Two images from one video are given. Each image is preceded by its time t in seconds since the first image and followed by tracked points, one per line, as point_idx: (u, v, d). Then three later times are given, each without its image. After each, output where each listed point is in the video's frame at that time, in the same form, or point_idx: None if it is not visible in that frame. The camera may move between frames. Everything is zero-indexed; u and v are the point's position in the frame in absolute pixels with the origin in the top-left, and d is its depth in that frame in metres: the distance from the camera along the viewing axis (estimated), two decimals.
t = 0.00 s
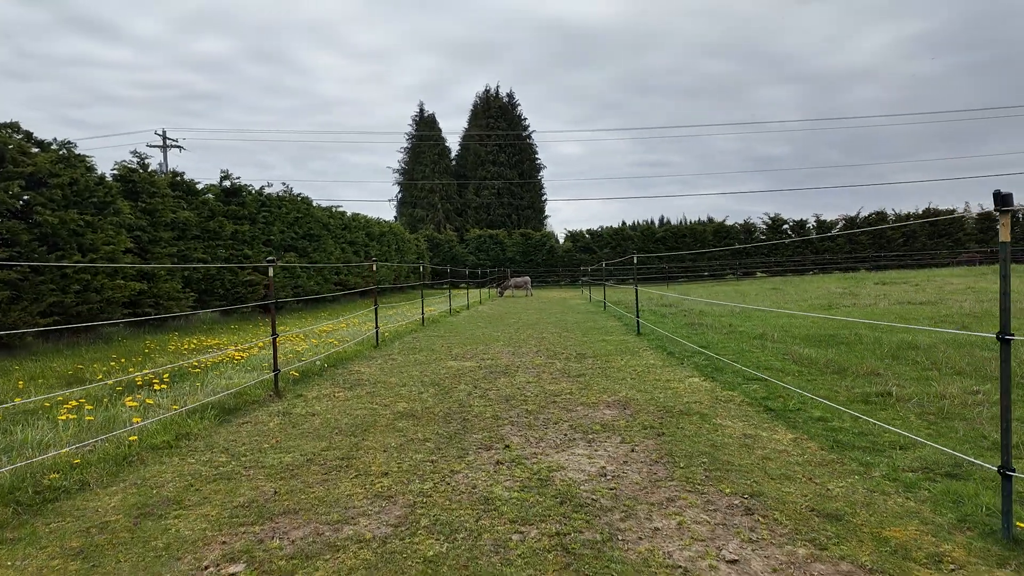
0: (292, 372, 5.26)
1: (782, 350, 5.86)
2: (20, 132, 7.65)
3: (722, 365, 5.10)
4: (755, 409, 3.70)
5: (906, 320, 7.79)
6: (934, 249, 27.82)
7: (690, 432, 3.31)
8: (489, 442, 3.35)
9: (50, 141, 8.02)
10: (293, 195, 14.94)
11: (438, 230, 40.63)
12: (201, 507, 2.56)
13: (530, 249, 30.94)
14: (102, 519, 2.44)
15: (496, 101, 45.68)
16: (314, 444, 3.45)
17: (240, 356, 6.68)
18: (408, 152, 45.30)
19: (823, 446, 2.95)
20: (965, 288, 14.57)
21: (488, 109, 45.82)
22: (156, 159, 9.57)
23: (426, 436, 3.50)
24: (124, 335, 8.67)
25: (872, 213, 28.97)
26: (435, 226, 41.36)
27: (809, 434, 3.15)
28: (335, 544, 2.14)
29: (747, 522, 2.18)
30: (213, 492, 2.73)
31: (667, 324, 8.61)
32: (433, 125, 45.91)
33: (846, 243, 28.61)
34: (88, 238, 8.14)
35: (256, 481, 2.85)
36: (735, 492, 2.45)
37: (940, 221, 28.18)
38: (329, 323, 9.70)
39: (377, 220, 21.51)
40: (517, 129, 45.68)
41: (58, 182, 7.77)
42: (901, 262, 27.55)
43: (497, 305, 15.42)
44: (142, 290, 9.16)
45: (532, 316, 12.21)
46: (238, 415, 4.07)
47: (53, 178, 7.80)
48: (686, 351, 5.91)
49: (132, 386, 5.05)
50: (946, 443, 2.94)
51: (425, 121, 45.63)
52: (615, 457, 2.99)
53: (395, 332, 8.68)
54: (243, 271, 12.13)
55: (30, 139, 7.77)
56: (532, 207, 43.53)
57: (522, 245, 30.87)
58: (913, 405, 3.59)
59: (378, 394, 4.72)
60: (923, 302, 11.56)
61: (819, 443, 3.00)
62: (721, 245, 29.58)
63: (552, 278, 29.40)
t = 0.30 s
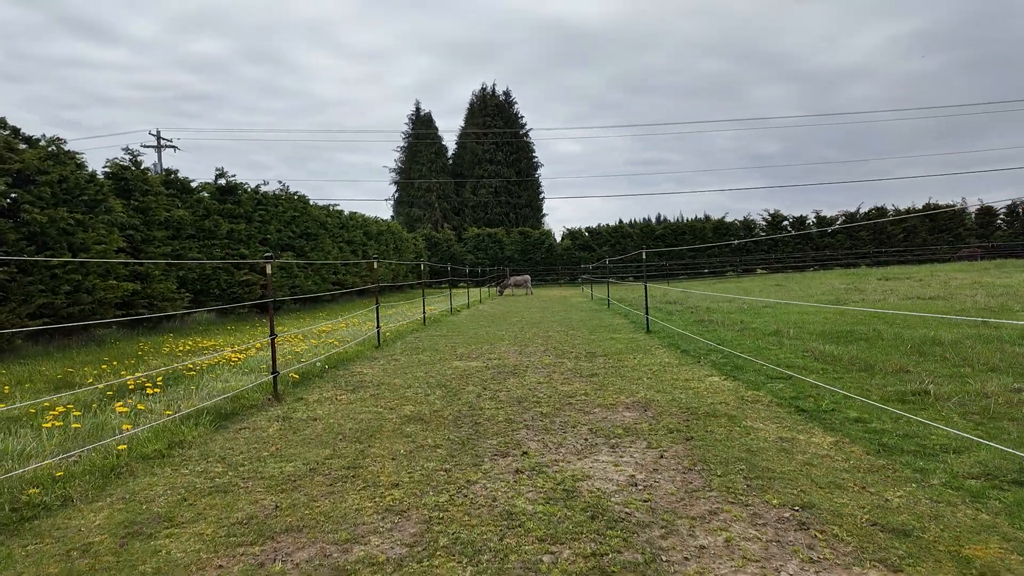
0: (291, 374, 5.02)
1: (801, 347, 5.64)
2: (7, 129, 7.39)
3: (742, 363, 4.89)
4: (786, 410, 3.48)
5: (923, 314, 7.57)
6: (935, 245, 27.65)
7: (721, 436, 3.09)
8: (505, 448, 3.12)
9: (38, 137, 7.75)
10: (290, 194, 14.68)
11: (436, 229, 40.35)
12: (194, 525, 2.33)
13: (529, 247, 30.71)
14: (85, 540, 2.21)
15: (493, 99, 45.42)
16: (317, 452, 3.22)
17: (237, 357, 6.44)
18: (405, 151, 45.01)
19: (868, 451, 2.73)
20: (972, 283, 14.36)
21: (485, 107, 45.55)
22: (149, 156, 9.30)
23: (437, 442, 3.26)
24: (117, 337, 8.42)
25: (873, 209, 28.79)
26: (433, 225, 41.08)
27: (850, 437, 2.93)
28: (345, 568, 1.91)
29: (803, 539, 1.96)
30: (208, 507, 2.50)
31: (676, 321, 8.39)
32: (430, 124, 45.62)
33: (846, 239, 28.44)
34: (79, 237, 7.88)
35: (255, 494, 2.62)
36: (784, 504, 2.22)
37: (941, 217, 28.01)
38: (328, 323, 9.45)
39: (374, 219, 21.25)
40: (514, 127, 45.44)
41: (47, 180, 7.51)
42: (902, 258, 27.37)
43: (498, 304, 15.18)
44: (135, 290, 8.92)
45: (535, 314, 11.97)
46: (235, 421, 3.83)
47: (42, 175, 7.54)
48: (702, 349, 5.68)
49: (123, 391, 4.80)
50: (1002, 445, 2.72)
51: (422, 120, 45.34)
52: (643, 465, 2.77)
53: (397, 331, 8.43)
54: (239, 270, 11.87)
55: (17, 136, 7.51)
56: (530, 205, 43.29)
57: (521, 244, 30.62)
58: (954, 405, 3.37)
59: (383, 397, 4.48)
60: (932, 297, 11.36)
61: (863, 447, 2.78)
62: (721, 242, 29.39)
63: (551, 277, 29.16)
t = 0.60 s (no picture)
0: (291, 379, 4.84)
1: (817, 349, 5.46)
2: None
3: (759, 367, 4.71)
4: (814, 417, 3.29)
5: (938, 314, 7.38)
6: (938, 243, 27.45)
7: (749, 447, 2.90)
8: (520, 460, 2.93)
9: (30, 135, 7.54)
10: (289, 193, 14.48)
11: (436, 228, 40.17)
12: (187, 549, 2.15)
13: (530, 246, 30.53)
14: (68, 568, 2.02)
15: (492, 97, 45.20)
16: (319, 465, 3.03)
17: (236, 361, 6.25)
18: (404, 150, 44.79)
19: (911, 464, 2.55)
20: (979, 281, 14.16)
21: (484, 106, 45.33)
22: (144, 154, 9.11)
23: (446, 454, 3.07)
24: (113, 340, 8.23)
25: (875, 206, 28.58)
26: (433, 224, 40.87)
27: (888, 447, 2.75)
28: None
29: (857, 567, 1.77)
30: (203, 529, 2.31)
31: (684, 321, 8.20)
32: (429, 122, 45.40)
33: (849, 237, 28.25)
34: (73, 238, 7.69)
35: (252, 513, 2.43)
36: (830, 525, 2.04)
37: (944, 214, 27.82)
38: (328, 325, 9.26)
39: (374, 218, 21.06)
40: (514, 126, 45.22)
41: (39, 179, 7.32)
42: (904, 256, 27.19)
43: (500, 304, 15.00)
44: (131, 292, 8.74)
45: (538, 314, 11.79)
46: (233, 431, 3.64)
47: (34, 174, 7.34)
48: (715, 351, 5.50)
49: (116, 397, 4.61)
50: None
51: (421, 119, 45.11)
52: (670, 479, 2.58)
53: (399, 333, 8.24)
54: (237, 271, 11.69)
55: (9, 134, 7.32)
56: (530, 204, 43.09)
57: (521, 243, 30.44)
58: (993, 411, 3.19)
59: (387, 403, 4.30)
60: (943, 295, 11.18)
61: (905, 460, 2.59)
62: (722, 241, 29.19)
63: (552, 276, 28.96)
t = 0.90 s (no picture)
0: (287, 382, 4.64)
1: (834, 348, 5.26)
2: None
3: (776, 368, 4.51)
4: (843, 422, 3.09)
5: (953, 311, 7.17)
6: (941, 240, 27.24)
7: (778, 455, 2.70)
8: (531, 469, 2.73)
9: (20, 131, 7.33)
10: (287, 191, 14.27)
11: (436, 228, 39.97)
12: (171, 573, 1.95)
13: (530, 245, 30.34)
14: None
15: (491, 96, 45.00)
16: (316, 475, 2.83)
17: (231, 363, 6.05)
18: (404, 149, 44.58)
19: (957, 474, 2.35)
20: (986, 279, 13.96)
21: (483, 105, 45.12)
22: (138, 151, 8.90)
23: (452, 463, 2.87)
24: (107, 342, 8.04)
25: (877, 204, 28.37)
26: (432, 223, 40.66)
27: (929, 456, 2.56)
28: None
29: None
30: (189, 549, 2.11)
31: (691, 320, 8.01)
32: (428, 121, 45.19)
33: (851, 235, 28.06)
34: (64, 236, 7.49)
35: (243, 530, 2.24)
36: (881, 546, 1.84)
37: (946, 212, 27.62)
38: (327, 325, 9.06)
39: (373, 217, 20.87)
40: (514, 125, 45.02)
41: (29, 176, 7.12)
42: (907, 254, 26.97)
43: (501, 303, 14.81)
44: (125, 292, 8.55)
45: (541, 313, 11.59)
46: (225, 438, 3.44)
47: (24, 171, 7.14)
48: (728, 352, 5.31)
49: (104, 402, 4.40)
50: None
51: (420, 118, 44.92)
52: (695, 491, 2.39)
53: (399, 334, 8.04)
54: (234, 270, 11.49)
55: None
56: (530, 203, 42.89)
57: (522, 242, 30.25)
58: None
59: (388, 407, 4.10)
60: (951, 293, 11.00)
61: (951, 470, 2.39)
62: (724, 239, 28.99)
63: (552, 275, 28.77)
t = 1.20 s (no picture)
0: (284, 392, 4.45)
1: (853, 358, 5.06)
2: None
3: (795, 379, 4.32)
4: (875, 440, 2.89)
5: (970, 317, 6.97)
6: (945, 244, 26.99)
7: (810, 478, 2.50)
8: (544, 492, 2.54)
9: (11, 132, 7.15)
10: (286, 195, 14.10)
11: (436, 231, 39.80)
12: None
13: (531, 249, 30.16)
14: None
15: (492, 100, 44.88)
16: (312, 498, 2.63)
17: (226, 371, 5.85)
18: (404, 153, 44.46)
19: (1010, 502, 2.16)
20: (995, 283, 13.73)
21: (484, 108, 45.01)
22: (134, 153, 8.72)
23: (457, 484, 2.67)
24: (100, 348, 7.84)
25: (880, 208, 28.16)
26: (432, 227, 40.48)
27: (976, 480, 2.36)
28: None
29: None
30: None
31: (699, 326, 7.82)
32: (428, 125, 45.08)
33: (854, 239, 27.86)
34: (57, 240, 7.30)
35: (231, 564, 2.04)
36: None
37: (950, 216, 27.40)
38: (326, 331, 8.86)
39: (374, 221, 20.69)
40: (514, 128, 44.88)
41: (20, 178, 6.93)
42: (910, 258, 26.75)
43: (503, 308, 14.60)
44: (120, 297, 8.35)
45: (544, 319, 11.39)
46: (216, 454, 3.25)
47: (15, 173, 6.95)
48: (742, 361, 5.12)
49: (91, 414, 4.20)
50: None
51: (421, 121, 44.82)
52: (724, 520, 2.19)
53: (400, 340, 7.84)
54: (232, 275, 11.29)
55: None
56: (531, 207, 42.73)
57: (522, 246, 30.06)
58: None
59: (389, 420, 3.90)
60: (962, 299, 10.78)
61: (1003, 497, 2.19)
62: (726, 243, 28.79)
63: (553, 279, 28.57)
